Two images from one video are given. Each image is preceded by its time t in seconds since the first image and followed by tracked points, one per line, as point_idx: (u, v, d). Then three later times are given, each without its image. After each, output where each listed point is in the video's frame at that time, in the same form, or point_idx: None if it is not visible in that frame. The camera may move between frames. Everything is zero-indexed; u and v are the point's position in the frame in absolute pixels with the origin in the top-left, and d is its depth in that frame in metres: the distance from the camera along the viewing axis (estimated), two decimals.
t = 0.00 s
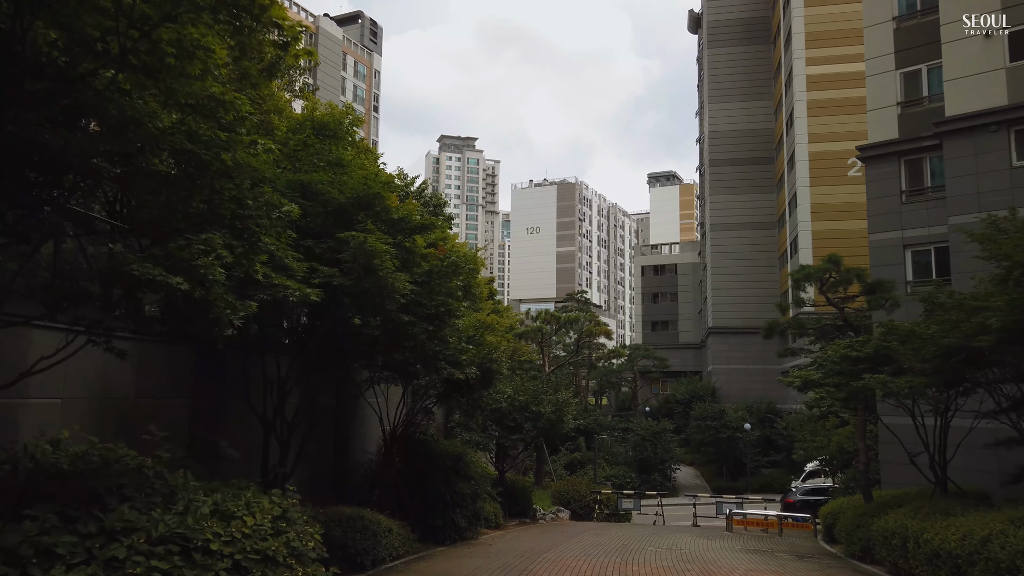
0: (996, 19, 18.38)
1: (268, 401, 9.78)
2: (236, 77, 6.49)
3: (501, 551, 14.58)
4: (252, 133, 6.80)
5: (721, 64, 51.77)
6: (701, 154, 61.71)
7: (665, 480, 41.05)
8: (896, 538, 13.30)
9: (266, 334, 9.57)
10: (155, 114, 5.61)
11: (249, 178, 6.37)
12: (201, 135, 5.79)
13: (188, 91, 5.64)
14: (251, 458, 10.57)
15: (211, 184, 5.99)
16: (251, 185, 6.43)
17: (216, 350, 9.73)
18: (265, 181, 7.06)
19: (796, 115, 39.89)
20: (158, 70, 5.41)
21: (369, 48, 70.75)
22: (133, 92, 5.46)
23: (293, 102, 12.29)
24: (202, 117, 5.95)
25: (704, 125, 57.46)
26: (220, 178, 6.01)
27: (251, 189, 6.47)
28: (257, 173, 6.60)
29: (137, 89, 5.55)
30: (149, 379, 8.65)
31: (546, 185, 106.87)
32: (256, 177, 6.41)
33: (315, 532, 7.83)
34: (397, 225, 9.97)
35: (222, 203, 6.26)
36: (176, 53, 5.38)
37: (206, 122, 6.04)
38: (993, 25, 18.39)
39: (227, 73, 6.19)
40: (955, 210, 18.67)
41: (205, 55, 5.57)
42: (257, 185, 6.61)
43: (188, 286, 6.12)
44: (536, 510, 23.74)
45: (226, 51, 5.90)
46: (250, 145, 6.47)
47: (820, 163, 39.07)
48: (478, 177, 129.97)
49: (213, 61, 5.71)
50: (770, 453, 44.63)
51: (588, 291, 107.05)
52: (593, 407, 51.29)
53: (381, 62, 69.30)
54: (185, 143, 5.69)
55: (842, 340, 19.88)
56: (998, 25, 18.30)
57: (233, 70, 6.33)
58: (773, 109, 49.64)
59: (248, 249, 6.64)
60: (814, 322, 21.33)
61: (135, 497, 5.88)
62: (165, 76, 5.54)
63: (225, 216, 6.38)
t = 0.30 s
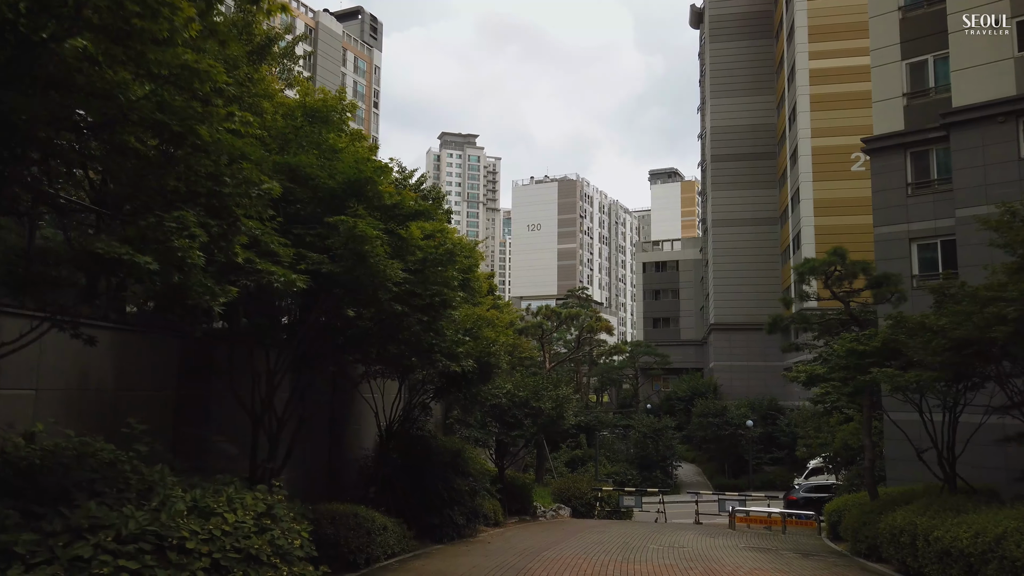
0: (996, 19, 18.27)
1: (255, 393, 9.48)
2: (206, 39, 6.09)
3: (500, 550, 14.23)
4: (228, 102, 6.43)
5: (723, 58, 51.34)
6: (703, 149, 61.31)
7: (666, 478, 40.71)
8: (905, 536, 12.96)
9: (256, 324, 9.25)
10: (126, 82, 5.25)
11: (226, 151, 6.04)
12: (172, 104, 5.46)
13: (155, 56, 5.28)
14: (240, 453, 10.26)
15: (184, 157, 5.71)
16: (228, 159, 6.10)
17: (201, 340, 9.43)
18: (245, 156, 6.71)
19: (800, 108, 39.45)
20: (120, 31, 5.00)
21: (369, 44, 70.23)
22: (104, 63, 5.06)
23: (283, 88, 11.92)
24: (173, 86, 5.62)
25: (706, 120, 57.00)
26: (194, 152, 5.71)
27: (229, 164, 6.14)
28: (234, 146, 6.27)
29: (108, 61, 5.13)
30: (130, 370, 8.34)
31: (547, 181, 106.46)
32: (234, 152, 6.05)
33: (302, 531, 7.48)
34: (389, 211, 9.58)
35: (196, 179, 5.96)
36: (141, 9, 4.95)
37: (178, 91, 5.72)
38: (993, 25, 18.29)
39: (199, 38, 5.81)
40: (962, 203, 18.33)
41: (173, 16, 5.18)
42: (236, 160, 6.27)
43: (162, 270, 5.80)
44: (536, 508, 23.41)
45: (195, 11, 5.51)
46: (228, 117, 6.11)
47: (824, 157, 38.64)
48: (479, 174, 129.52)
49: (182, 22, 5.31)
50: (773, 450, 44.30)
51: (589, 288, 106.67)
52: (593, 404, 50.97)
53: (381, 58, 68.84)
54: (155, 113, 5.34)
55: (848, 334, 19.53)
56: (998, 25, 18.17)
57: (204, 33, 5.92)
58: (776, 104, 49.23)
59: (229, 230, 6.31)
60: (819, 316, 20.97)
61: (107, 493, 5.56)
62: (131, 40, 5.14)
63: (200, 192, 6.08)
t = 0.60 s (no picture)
0: (997, 18, 17.71)
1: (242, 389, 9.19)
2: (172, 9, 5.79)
3: (499, 549, 13.93)
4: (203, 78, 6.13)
5: (724, 54, 50.96)
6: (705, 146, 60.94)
7: (668, 476, 40.36)
8: (913, 535, 12.66)
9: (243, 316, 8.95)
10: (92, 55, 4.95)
11: (199, 129, 5.78)
12: (142, 79, 5.18)
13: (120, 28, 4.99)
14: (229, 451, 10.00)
15: (157, 136, 5.42)
16: (204, 138, 5.83)
17: (185, 334, 9.18)
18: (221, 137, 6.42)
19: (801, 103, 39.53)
20: None
21: (369, 41, 69.79)
22: (72, 36, 4.78)
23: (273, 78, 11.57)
24: (143, 60, 5.33)
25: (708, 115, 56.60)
26: (167, 130, 5.42)
27: (204, 143, 5.89)
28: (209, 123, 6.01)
29: (75, 34, 4.86)
30: (110, 366, 8.09)
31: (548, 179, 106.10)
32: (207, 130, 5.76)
33: (290, 533, 7.18)
34: (379, 198, 9.24)
35: (171, 161, 5.69)
36: None
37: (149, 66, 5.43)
38: (993, 25, 17.75)
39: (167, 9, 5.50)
40: (968, 195, 18.04)
41: None
42: (210, 139, 6.00)
43: (132, 258, 5.51)
44: (536, 506, 23.09)
45: None
46: (201, 94, 5.82)
47: (826, 152, 38.80)
48: (479, 171, 129.10)
49: None
50: (775, 448, 43.97)
51: (590, 285, 106.29)
52: (594, 401, 50.63)
53: (381, 55, 68.42)
54: (121, 88, 5.03)
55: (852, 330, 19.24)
56: (998, 25, 17.65)
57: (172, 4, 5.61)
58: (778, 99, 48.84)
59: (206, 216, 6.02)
60: (823, 312, 20.63)
61: (76, 494, 5.26)
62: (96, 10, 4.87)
63: (174, 175, 5.79)
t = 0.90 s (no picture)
0: (996, 18, 17.63)
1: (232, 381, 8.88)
2: None
3: (499, 546, 13.58)
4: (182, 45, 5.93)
5: (726, 48, 50.57)
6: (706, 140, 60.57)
7: (669, 472, 40.04)
8: (925, 532, 12.35)
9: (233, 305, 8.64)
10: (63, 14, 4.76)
11: (175, 96, 5.55)
12: (113, 39, 4.99)
13: None
14: (218, 447, 9.67)
15: (131, 103, 5.17)
16: (181, 105, 5.61)
17: (174, 323, 8.86)
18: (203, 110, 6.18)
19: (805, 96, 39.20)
20: None
21: (369, 35, 69.40)
22: None
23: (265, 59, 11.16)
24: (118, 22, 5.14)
25: (710, 109, 56.09)
26: (141, 96, 5.19)
27: (181, 111, 5.66)
28: (187, 91, 5.78)
29: None
30: (93, 356, 7.77)
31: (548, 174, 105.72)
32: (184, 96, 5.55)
33: (279, 530, 6.84)
34: (376, 181, 8.86)
35: (147, 130, 5.46)
36: None
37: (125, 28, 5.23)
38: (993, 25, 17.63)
39: None
40: (977, 186, 17.67)
41: None
42: (188, 107, 5.78)
43: (107, 235, 5.24)
44: (537, 502, 22.78)
45: None
46: (179, 58, 5.61)
47: (829, 146, 38.52)
48: (480, 167, 128.70)
49: None
50: (777, 443, 43.67)
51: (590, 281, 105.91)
52: (595, 397, 50.32)
53: (381, 50, 68.00)
54: (90, 48, 4.84)
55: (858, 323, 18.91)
56: (998, 25, 17.55)
57: None
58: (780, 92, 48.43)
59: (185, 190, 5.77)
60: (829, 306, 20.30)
61: (47, 489, 4.93)
62: None
63: (149, 145, 5.56)
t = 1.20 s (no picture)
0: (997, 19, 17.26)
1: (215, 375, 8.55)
2: None
3: (495, 545, 13.27)
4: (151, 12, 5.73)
5: (724, 42, 50.15)
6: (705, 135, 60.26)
7: (667, 468, 39.77)
8: (931, 531, 12.05)
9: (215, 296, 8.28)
10: None
11: (140, 67, 5.37)
12: (72, 5, 4.83)
13: None
14: (201, 444, 9.33)
15: (94, 72, 5.03)
16: (147, 77, 5.45)
17: (154, 314, 8.51)
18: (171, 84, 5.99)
19: (804, 91, 38.87)
20: None
21: (367, 29, 68.83)
22: None
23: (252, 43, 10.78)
24: None
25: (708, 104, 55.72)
26: (104, 66, 5.06)
27: (147, 83, 5.47)
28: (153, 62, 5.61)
29: None
30: (68, 348, 7.43)
31: (547, 169, 105.30)
32: (148, 66, 5.40)
33: (262, 534, 6.49)
34: (365, 168, 8.52)
35: (112, 103, 5.28)
36: None
37: None
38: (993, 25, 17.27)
39: None
40: (982, 179, 17.34)
41: None
42: (155, 80, 5.59)
43: (67, 213, 5.06)
44: (535, 499, 22.50)
45: None
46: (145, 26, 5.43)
47: (829, 140, 38.21)
48: (478, 163, 128.30)
49: None
50: (776, 439, 43.43)
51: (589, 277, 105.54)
52: (593, 393, 50.03)
53: (379, 44, 67.49)
54: (46, 11, 4.70)
55: (861, 318, 18.61)
56: (997, 26, 17.23)
57: None
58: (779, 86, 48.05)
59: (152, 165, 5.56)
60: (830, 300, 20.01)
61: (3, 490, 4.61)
62: None
63: (114, 118, 5.35)
